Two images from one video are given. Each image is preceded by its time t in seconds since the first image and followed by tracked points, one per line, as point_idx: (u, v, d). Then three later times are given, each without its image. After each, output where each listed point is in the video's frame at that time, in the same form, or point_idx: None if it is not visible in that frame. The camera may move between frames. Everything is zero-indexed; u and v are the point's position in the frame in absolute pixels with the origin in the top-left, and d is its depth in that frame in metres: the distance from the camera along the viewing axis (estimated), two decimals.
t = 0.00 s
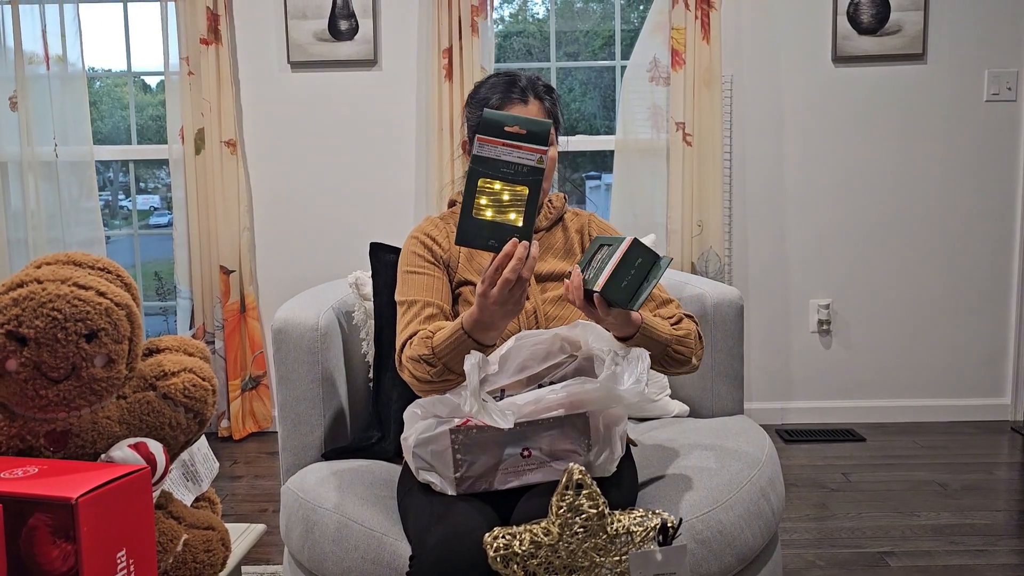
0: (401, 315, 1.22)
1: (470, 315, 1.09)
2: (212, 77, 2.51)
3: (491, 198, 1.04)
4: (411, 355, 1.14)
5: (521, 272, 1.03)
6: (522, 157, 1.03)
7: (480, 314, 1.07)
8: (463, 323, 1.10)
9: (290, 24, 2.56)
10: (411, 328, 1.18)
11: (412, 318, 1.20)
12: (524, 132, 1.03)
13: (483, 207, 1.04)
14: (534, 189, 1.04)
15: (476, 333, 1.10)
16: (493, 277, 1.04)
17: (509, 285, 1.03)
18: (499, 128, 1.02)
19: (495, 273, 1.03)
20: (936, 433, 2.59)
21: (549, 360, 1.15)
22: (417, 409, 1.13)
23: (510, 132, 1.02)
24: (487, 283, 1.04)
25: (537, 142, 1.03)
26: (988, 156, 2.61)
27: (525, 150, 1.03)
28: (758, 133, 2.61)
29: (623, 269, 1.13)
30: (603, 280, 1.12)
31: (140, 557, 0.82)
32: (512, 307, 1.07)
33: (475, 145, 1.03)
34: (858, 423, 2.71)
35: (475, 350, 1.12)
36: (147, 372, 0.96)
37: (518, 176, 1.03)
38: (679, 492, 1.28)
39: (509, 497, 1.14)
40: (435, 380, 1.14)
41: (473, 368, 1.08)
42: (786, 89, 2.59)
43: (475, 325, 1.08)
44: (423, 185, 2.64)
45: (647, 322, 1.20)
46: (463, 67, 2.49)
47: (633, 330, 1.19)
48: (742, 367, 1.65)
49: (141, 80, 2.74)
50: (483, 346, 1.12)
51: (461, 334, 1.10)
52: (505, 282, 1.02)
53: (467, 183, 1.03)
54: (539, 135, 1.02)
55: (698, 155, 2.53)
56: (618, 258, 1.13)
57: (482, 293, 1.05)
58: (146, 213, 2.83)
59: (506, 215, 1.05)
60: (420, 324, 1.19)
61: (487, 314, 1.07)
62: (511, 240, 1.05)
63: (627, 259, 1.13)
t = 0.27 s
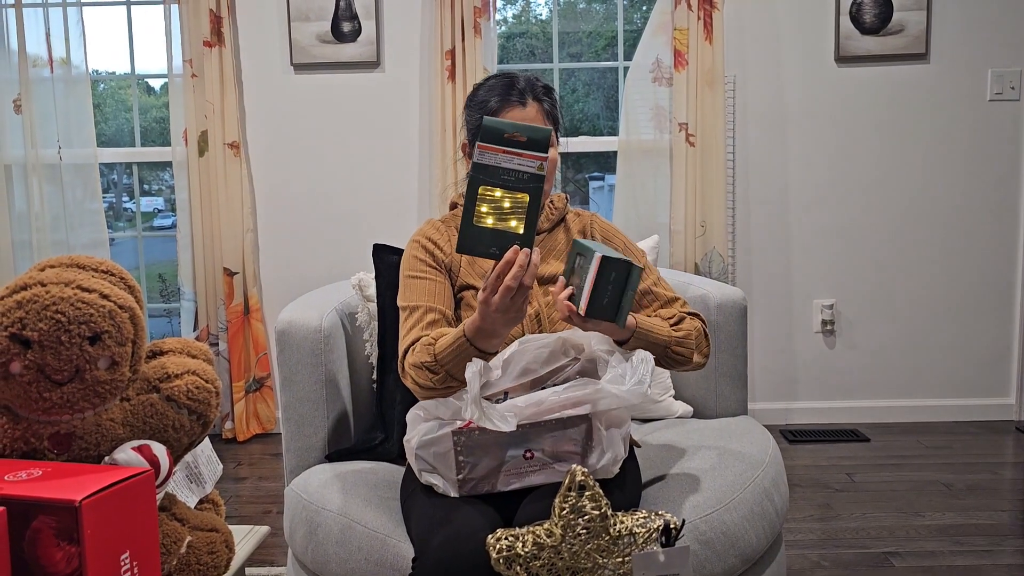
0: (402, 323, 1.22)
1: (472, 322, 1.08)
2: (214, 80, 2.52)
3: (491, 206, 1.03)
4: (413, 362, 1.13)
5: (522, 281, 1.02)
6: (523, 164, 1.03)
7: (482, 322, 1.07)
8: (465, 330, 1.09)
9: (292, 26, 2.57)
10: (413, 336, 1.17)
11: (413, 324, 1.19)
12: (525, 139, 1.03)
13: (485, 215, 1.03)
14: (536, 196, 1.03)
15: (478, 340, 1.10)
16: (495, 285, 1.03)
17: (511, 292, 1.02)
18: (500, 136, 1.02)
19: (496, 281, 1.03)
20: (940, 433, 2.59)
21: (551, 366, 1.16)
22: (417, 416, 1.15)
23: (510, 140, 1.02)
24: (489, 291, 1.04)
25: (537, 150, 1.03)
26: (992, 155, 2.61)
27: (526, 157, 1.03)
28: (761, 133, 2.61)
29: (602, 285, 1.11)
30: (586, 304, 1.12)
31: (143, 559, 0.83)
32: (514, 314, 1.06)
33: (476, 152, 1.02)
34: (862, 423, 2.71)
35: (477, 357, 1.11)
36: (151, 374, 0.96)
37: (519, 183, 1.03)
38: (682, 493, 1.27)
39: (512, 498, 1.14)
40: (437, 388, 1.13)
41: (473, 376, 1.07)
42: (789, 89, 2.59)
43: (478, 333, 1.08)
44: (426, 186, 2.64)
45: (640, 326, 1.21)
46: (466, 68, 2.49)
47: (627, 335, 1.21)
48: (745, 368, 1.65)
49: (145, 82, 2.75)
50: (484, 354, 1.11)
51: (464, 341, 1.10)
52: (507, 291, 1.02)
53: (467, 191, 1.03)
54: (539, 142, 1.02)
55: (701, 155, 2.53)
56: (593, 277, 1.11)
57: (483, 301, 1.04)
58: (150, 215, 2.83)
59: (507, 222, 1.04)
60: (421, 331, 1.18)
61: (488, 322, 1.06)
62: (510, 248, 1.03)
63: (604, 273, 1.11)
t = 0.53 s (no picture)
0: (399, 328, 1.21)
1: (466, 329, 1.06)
2: (214, 83, 2.52)
3: (485, 210, 1.00)
4: (409, 368, 1.12)
5: (514, 284, 0.99)
6: (517, 168, 0.99)
7: (478, 329, 1.04)
8: (460, 338, 1.07)
9: (292, 30, 2.57)
10: (410, 340, 1.17)
11: (411, 329, 1.19)
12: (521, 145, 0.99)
13: (478, 219, 1.00)
14: (531, 200, 0.99)
15: (474, 349, 1.07)
16: (489, 290, 1.01)
17: (506, 298, 1.00)
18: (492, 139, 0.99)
19: (490, 287, 1.01)
20: (940, 436, 2.59)
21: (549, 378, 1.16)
22: (416, 419, 1.15)
23: (504, 144, 0.99)
24: (483, 297, 1.02)
25: (532, 154, 0.99)
26: (991, 158, 2.61)
27: (520, 161, 0.99)
28: (759, 136, 2.61)
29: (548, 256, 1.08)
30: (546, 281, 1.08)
31: (143, 563, 0.82)
32: (508, 320, 1.04)
33: (468, 156, 0.99)
34: (861, 426, 2.71)
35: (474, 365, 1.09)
36: (150, 378, 0.96)
37: (513, 187, 0.99)
38: (682, 496, 1.27)
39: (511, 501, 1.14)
40: (432, 394, 1.11)
41: (472, 388, 1.07)
42: (788, 92, 2.59)
43: (473, 339, 1.05)
44: (425, 189, 2.64)
45: (632, 325, 1.20)
46: (465, 71, 2.49)
47: (620, 337, 1.20)
48: (744, 371, 1.65)
49: (144, 86, 2.75)
50: (480, 362, 1.09)
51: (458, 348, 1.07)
52: (501, 294, 1.00)
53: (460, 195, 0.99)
54: (534, 146, 0.99)
55: (700, 158, 2.53)
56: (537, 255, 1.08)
57: (478, 307, 1.03)
58: (149, 218, 2.83)
59: (502, 227, 1.01)
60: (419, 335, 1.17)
61: (483, 329, 1.04)
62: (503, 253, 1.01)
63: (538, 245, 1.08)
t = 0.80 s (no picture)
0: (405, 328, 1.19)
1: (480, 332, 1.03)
2: (213, 85, 2.53)
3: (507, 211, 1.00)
4: (416, 368, 1.10)
5: (537, 285, 0.98)
6: (539, 168, 0.98)
7: (493, 332, 1.02)
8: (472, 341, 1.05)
9: (292, 31, 2.57)
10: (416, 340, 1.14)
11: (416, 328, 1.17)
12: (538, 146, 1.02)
13: (498, 220, 1.00)
14: (551, 200, 1.00)
15: (487, 353, 1.05)
16: (512, 292, 0.99)
17: (528, 300, 0.99)
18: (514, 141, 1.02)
19: (512, 289, 0.99)
20: (939, 438, 2.59)
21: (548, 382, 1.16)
22: (416, 419, 1.14)
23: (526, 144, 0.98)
24: (503, 298, 1.00)
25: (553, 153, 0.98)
26: (990, 160, 2.61)
27: (543, 160, 0.98)
28: (759, 138, 2.61)
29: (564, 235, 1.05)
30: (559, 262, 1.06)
31: (143, 563, 0.82)
32: (528, 324, 1.02)
33: (490, 155, 0.98)
34: (861, 428, 2.71)
35: (484, 369, 1.07)
36: (151, 378, 0.96)
37: (533, 187, 0.99)
38: (682, 498, 1.27)
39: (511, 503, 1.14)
40: (440, 395, 1.09)
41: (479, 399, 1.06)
42: (788, 94, 2.59)
43: (487, 343, 1.03)
44: (425, 190, 2.64)
45: (640, 320, 1.21)
46: (466, 73, 2.50)
47: (628, 332, 1.21)
48: (745, 373, 1.65)
49: (144, 87, 2.75)
50: (491, 365, 1.06)
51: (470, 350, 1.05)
52: (525, 295, 0.98)
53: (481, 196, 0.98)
54: (553, 147, 1.02)
55: (700, 160, 2.53)
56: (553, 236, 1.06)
57: (498, 310, 1.00)
58: (149, 219, 2.83)
59: (519, 229, 1.01)
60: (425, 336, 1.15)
61: (500, 333, 1.02)
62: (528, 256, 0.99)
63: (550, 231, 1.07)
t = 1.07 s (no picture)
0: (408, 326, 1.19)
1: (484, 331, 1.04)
2: (214, 86, 2.53)
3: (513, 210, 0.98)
4: (420, 366, 1.10)
5: (544, 283, 0.99)
6: (545, 165, 0.96)
7: (497, 331, 1.03)
8: (476, 341, 1.05)
9: (292, 32, 2.57)
10: (420, 338, 1.15)
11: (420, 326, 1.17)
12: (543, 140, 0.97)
13: (504, 218, 0.98)
14: (558, 199, 0.98)
15: (491, 353, 1.05)
16: (519, 291, 1.00)
17: (534, 299, 0.99)
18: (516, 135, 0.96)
19: (519, 288, 1.00)
20: (939, 440, 2.59)
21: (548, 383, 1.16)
22: (416, 418, 1.15)
23: (529, 140, 0.96)
24: (509, 297, 1.01)
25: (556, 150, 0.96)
26: (990, 162, 2.61)
27: (548, 157, 0.96)
28: (759, 140, 2.61)
29: (590, 196, 1.05)
30: (597, 224, 1.03)
31: (143, 564, 0.82)
32: (534, 322, 1.03)
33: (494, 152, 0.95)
34: (861, 429, 2.71)
35: (488, 369, 1.06)
36: (151, 379, 0.96)
37: (540, 185, 0.97)
38: (682, 499, 1.27)
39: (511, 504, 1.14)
40: (443, 394, 1.09)
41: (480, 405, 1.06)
42: (788, 96, 2.59)
43: (492, 342, 1.03)
44: (425, 191, 2.64)
45: (661, 304, 1.20)
46: (466, 74, 2.50)
47: (649, 316, 1.19)
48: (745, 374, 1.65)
49: (145, 88, 2.75)
50: (496, 366, 1.06)
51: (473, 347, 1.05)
52: (532, 294, 0.99)
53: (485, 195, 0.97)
54: (558, 143, 0.96)
55: (700, 161, 2.53)
56: (574, 205, 1.05)
57: (503, 308, 1.01)
58: (149, 220, 2.83)
59: (525, 228, 0.99)
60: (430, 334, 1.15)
61: (504, 332, 1.03)
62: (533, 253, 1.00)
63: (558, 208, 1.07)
